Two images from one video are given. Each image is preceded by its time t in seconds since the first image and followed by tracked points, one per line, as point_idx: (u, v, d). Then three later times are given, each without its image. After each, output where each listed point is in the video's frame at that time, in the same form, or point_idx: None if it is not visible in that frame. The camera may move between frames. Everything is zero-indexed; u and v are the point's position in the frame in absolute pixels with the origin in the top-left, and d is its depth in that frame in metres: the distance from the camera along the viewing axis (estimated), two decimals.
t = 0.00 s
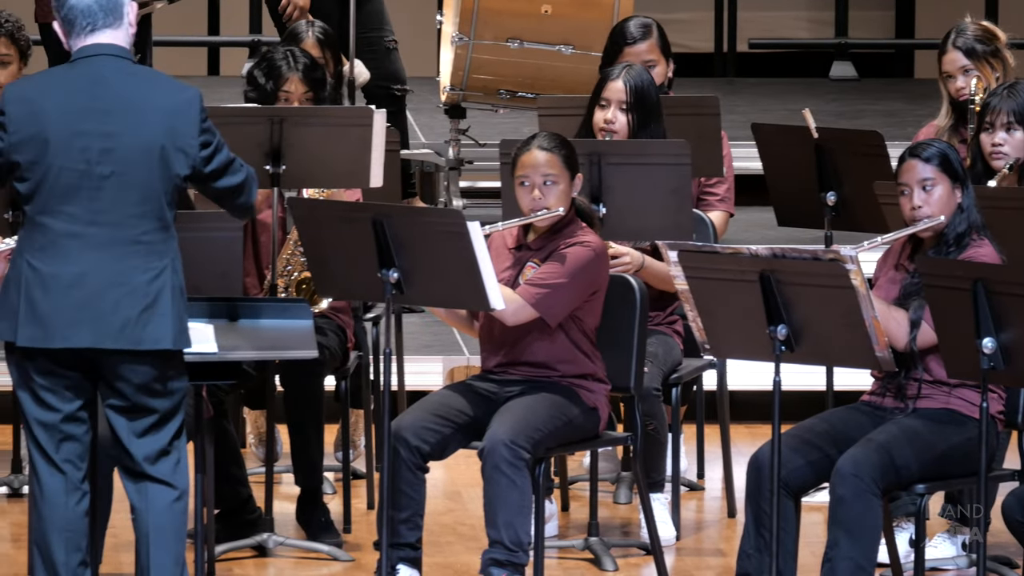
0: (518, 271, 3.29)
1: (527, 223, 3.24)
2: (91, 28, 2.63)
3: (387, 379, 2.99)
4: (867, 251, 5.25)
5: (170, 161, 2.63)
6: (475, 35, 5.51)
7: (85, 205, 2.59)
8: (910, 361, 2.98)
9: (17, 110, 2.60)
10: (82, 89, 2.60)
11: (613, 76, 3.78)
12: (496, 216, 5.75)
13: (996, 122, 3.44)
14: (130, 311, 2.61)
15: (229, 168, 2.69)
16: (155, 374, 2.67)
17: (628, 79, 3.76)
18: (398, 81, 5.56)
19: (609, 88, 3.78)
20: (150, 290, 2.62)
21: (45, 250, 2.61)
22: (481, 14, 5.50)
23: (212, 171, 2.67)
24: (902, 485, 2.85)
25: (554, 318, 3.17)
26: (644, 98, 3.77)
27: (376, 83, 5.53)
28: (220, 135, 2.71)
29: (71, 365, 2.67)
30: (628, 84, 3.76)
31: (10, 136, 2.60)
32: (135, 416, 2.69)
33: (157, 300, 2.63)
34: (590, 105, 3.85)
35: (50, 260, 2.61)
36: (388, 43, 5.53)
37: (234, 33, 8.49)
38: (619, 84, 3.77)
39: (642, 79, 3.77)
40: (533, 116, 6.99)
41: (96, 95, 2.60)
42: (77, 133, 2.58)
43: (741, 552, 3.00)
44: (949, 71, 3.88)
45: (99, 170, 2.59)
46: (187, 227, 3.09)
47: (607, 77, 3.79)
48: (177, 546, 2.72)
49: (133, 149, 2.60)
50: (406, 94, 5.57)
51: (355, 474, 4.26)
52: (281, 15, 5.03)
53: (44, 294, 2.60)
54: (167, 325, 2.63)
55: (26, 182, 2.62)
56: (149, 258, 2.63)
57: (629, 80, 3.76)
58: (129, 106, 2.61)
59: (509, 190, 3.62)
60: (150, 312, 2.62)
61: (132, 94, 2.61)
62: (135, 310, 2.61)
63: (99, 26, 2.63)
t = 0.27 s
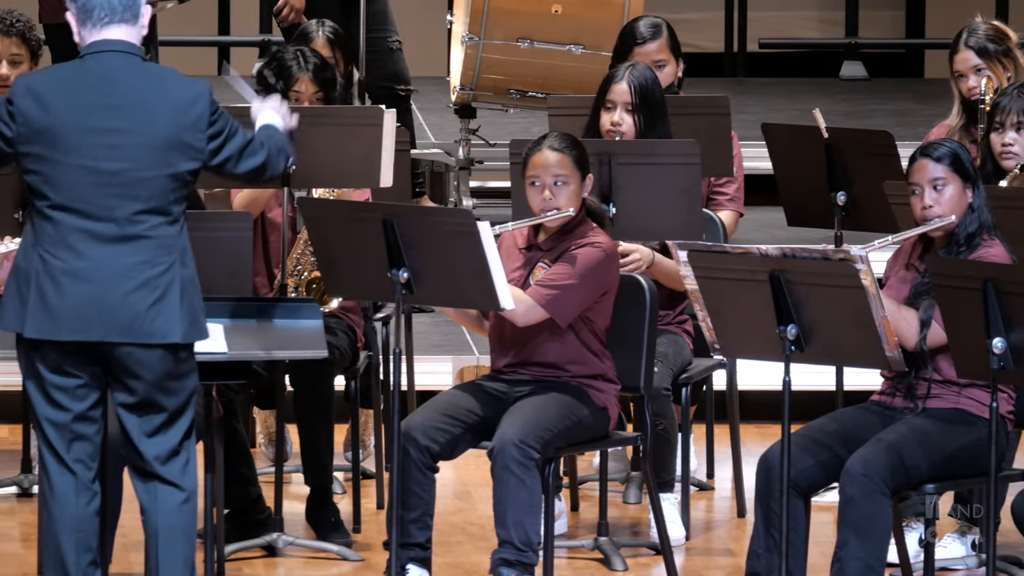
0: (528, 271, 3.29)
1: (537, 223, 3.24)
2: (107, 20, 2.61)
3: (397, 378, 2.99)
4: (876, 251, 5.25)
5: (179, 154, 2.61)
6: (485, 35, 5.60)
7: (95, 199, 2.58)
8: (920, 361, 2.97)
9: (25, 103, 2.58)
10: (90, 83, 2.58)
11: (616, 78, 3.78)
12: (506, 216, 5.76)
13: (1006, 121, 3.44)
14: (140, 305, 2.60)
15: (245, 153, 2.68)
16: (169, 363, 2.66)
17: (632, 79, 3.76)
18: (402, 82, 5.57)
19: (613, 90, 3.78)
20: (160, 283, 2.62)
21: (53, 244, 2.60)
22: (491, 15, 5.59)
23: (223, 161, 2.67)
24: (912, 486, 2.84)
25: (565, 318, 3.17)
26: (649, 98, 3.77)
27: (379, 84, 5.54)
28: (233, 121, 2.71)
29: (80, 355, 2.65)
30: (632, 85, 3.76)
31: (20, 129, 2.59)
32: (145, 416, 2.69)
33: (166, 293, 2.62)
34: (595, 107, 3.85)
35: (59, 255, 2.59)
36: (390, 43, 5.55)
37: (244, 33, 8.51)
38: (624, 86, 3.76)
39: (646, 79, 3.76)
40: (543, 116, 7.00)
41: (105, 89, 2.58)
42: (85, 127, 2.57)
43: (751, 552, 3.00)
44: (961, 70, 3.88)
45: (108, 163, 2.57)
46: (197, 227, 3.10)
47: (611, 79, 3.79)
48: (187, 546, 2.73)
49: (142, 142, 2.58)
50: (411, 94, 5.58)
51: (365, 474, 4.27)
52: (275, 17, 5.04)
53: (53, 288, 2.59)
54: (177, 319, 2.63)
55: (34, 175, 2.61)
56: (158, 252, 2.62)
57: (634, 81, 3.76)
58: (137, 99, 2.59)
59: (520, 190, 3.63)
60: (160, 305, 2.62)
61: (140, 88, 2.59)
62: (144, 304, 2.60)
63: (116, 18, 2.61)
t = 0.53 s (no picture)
0: (536, 272, 3.29)
1: (546, 223, 3.24)
2: (116, 20, 2.60)
3: (405, 378, 2.99)
4: (884, 252, 5.24)
5: (187, 151, 2.60)
6: (494, 35, 5.62)
7: (101, 196, 2.56)
8: (928, 361, 2.97)
9: (32, 99, 2.57)
10: (98, 79, 2.57)
11: (617, 80, 3.77)
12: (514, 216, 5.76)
13: (1014, 122, 3.44)
14: (148, 301, 2.59)
15: (251, 150, 2.67)
16: (178, 361, 2.65)
17: (633, 81, 3.75)
18: (409, 81, 5.58)
19: (615, 92, 3.78)
20: (167, 280, 2.60)
21: (60, 240, 2.58)
22: (499, 15, 5.60)
23: (230, 157, 2.65)
24: (920, 486, 2.84)
25: (573, 319, 3.17)
26: (651, 99, 3.76)
27: (386, 84, 5.54)
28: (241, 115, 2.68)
29: (87, 351, 2.63)
30: (633, 86, 3.75)
31: (26, 125, 2.57)
32: (154, 416, 2.68)
33: (174, 290, 2.61)
34: (598, 109, 3.85)
35: (66, 252, 2.57)
36: (396, 43, 5.55)
37: (251, 33, 8.52)
38: (625, 87, 3.76)
39: (647, 79, 3.76)
40: (551, 116, 7.00)
41: (112, 85, 2.57)
42: (93, 123, 2.55)
43: (759, 551, 3.00)
44: (970, 70, 3.87)
45: (115, 160, 2.55)
46: (206, 226, 3.11)
47: (613, 81, 3.78)
48: (195, 546, 2.72)
49: (149, 139, 2.57)
50: (417, 94, 5.60)
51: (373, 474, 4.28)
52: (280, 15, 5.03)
53: (60, 284, 2.58)
54: (184, 316, 2.61)
55: (40, 171, 2.59)
56: (165, 248, 2.61)
57: (635, 83, 3.75)
58: (145, 96, 2.57)
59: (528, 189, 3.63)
60: (167, 302, 2.61)
61: (147, 85, 2.58)
62: (152, 300, 2.59)
63: (127, 14, 2.60)
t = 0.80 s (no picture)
0: (543, 272, 3.29)
1: (553, 223, 3.24)
2: (121, 26, 2.60)
3: (413, 378, 3.00)
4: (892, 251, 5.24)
5: (192, 160, 2.60)
6: (501, 35, 5.62)
7: (107, 205, 2.56)
8: (936, 361, 2.97)
9: (35, 111, 2.56)
10: (102, 89, 2.57)
11: (626, 80, 3.77)
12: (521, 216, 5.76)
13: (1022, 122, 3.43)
14: (154, 310, 2.59)
15: (252, 169, 2.65)
16: (178, 375, 2.66)
17: (643, 81, 3.75)
18: (419, 81, 5.58)
19: (624, 92, 3.77)
20: (174, 290, 2.60)
21: (66, 251, 2.58)
22: (507, 15, 5.61)
23: (231, 173, 2.63)
24: (927, 485, 2.84)
25: (581, 319, 3.18)
26: (659, 99, 3.77)
27: (395, 83, 5.55)
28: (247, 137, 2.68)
29: (93, 363, 2.65)
30: (643, 87, 3.75)
31: (30, 138, 2.56)
32: (158, 419, 2.68)
33: (180, 300, 2.61)
34: (605, 109, 3.84)
35: (72, 262, 2.57)
36: (406, 42, 5.56)
37: (259, 33, 8.54)
38: (635, 88, 3.76)
39: (656, 79, 3.76)
40: (558, 116, 7.00)
41: (118, 95, 2.57)
42: (98, 133, 2.55)
43: (766, 552, 3.00)
44: (978, 71, 3.87)
45: (121, 170, 2.56)
46: (214, 226, 3.11)
47: (621, 81, 3.78)
48: (201, 545, 2.72)
49: (155, 149, 2.57)
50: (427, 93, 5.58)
51: (380, 474, 4.28)
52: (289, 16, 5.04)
53: (65, 294, 2.58)
54: (191, 326, 2.61)
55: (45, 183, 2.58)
56: (172, 259, 2.61)
57: (644, 83, 3.75)
58: (151, 106, 2.58)
59: (536, 189, 3.63)
60: (174, 312, 2.60)
61: (153, 95, 2.58)
62: (159, 311, 2.59)
63: (131, 22, 2.61)
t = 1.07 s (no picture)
0: (551, 272, 3.30)
1: (560, 223, 3.24)
2: (120, 17, 2.60)
3: (420, 378, 3.00)
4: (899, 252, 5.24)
5: (196, 148, 2.60)
6: (508, 35, 5.63)
7: (113, 195, 2.56)
8: (943, 362, 2.95)
9: (41, 101, 2.57)
10: (107, 78, 2.57)
11: (637, 81, 3.77)
12: (528, 216, 5.76)
13: None
14: (160, 298, 2.59)
15: (258, 148, 2.66)
16: (189, 362, 2.65)
17: (654, 81, 3.75)
18: (430, 80, 5.58)
19: (635, 93, 3.77)
20: (179, 278, 2.61)
21: (71, 239, 2.58)
22: (514, 15, 5.61)
23: (238, 153, 2.65)
24: (934, 485, 2.84)
25: (589, 319, 3.18)
26: (670, 99, 3.77)
27: (406, 83, 5.55)
28: (251, 111, 2.68)
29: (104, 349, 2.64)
30: (654, 87, 3.75)
31: (36, 126, 2.58)
32: (167, 416, 2.69)
33: (186, 287, 2.62)
34: (615, 109, 3.83)
35: (79, 250, 2.58)
36: (417, 43, 5.56)
37: (266, 33, 8.55)
38: (646, 88, 3.76)
39: (667, 79, 3.76)
40: (565, 117, 7.00)
41: (121, 85, 2.57)
42: (103, 122, 2.56)
43: (774, 551, 3.00)
44: (984, 71, 3.86)
45: (126, 160, 2.56)
46: (221, 227, 3.12)
47: (632, 82, 3.78)
48: (209, 543, 2.72)
49: (159, 137, 2.57)
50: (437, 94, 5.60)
51: (387, 474, 4.29)
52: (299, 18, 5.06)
53: (72, 282, 2.58)
54: (196, 313, 2.62)
55: (51, 171, 2.60)
56: (177, 246, 2.61)
57: (655, 83, 3.75)
58: (154, 94, 2.58)
59: (543, 190, 3.63)
60: (179, 300, 2.61)
61: (158, 86, 2.58)
62: (164, 298, 2.60)
63: (129, 14, 2.61)
